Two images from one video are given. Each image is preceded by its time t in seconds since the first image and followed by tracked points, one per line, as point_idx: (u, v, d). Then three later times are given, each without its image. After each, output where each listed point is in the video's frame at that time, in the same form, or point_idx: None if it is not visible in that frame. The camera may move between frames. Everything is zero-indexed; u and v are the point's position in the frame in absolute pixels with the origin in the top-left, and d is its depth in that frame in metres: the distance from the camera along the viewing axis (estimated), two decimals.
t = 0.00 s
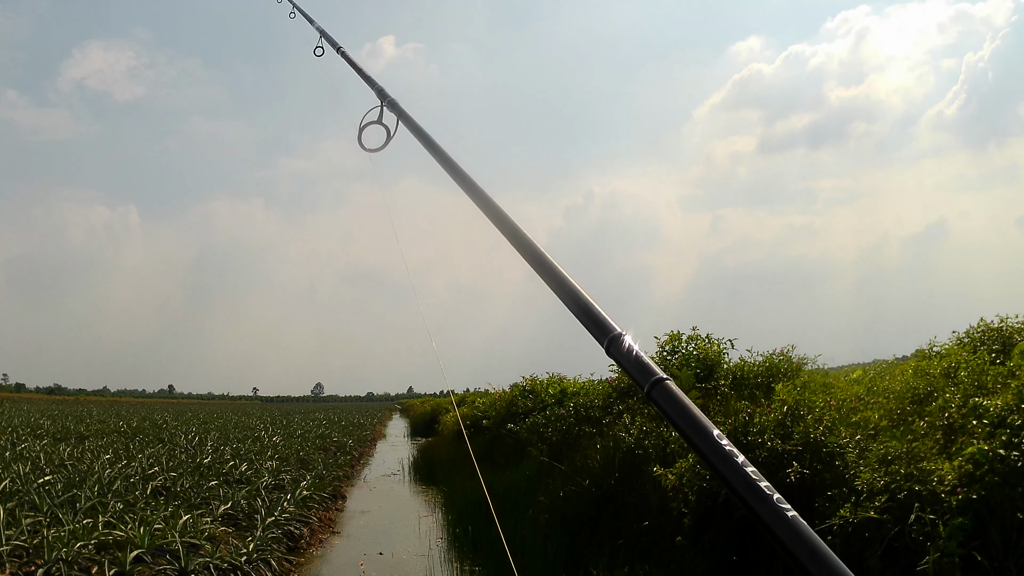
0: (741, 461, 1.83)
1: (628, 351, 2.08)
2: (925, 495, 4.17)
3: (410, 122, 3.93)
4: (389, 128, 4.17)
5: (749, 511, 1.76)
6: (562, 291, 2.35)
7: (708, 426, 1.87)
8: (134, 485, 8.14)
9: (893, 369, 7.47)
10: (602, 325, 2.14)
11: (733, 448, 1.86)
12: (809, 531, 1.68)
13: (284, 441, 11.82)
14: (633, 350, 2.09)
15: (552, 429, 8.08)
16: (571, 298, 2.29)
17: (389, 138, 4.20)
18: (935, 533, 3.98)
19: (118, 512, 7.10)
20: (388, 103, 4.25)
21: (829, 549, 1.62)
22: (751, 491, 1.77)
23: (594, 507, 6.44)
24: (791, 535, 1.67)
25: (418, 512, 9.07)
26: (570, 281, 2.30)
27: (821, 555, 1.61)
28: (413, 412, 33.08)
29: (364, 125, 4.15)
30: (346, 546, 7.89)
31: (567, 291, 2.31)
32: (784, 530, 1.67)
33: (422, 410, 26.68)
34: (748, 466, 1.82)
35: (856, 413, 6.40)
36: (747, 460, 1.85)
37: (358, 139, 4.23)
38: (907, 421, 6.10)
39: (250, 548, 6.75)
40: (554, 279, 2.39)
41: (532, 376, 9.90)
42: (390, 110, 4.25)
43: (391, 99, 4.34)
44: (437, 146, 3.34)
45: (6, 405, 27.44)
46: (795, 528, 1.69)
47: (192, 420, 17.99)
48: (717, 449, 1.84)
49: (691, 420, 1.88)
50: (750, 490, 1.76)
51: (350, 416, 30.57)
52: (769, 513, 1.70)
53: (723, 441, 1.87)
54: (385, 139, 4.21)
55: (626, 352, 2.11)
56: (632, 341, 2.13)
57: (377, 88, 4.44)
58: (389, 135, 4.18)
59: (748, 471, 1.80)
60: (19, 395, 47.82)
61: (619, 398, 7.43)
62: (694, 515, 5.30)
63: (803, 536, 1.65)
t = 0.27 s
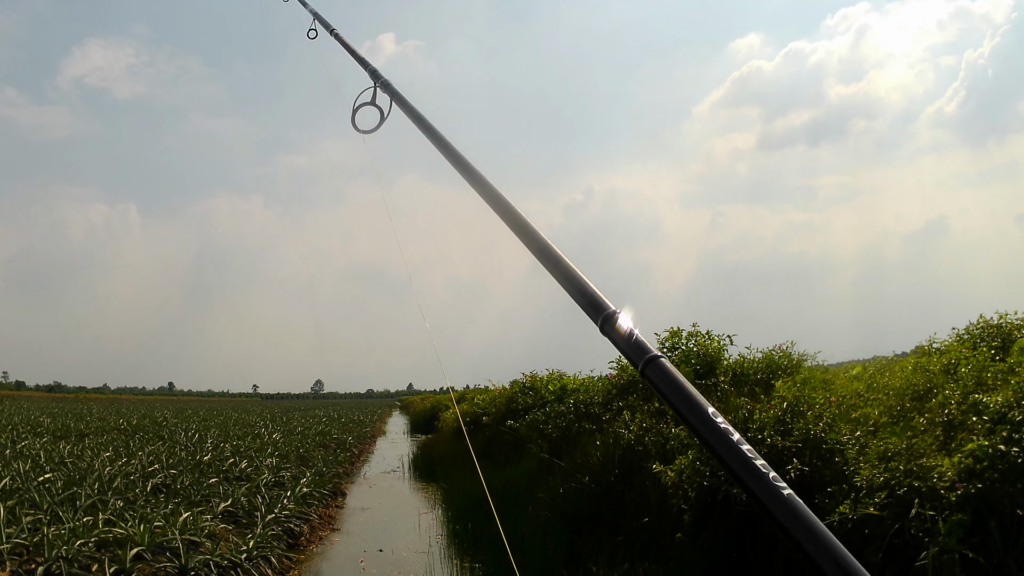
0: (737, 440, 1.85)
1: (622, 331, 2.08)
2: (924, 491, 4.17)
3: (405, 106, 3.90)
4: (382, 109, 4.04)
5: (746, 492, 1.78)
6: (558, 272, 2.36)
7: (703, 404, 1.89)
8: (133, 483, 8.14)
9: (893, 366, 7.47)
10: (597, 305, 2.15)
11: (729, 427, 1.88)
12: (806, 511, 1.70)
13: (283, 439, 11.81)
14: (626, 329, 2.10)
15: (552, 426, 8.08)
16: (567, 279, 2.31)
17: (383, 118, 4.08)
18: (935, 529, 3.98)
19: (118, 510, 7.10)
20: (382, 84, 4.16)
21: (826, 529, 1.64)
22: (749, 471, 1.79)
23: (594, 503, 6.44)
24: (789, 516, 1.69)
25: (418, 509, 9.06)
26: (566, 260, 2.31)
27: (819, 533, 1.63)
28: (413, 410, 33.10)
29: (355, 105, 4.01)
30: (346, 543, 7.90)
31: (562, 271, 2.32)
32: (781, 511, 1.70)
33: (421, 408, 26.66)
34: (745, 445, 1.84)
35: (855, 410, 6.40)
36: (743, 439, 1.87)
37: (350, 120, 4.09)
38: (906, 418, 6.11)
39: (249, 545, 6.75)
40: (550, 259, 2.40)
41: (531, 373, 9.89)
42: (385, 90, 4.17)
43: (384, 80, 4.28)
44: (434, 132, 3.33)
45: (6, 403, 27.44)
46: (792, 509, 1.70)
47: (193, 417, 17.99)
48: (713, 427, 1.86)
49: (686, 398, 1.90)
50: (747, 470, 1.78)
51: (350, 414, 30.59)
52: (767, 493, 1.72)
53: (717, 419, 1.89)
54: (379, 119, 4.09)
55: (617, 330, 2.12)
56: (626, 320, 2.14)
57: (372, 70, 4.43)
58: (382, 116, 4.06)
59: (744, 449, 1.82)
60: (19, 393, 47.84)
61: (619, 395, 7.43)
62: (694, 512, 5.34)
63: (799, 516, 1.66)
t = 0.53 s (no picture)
0: (735, 418, 1.93)
1: (623, 313, 2.16)
2: (924, 491, 4.17)
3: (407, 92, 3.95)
4: (379, 90, 4.69)
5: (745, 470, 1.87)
6: (561, 256, 2.43)
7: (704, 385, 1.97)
8: (133, 481, 8.14)
9: (892, 365, 7.47)
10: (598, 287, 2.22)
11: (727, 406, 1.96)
12: (803, 488, 1.78)
13: (283, 438, 11.82)
14: (627, 311, 2.16)
15: (551, 425, 8.08)
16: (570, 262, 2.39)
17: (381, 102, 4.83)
18: (935, 528, 3.97)
19: (118, 508, 7.10)
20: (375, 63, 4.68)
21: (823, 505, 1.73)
22: (748, 450, 1.88)
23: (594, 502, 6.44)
24: (785, 492, 1.78)
25: (417, 508, 9.07)
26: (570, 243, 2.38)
27: (815, 511, 1.72)
28: (412, 408, 33.13)
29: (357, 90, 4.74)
30: (345, 542, 7.90)
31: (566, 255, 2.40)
32: (778, 487, 1.79)
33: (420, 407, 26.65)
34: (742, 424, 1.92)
35: (855, 409, 6.39)
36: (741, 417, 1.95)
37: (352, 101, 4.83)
38: (906, 417, 6.10)
39: (249, 543, 6.75)
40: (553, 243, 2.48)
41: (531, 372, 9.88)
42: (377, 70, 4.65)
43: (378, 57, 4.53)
44: (443, 121, 3.40)
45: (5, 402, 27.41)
46: (789, 487, 1.79)
47: (192, 415, 17.99)
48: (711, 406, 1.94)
49: (687, 379, 1.97)
50: (747, 450, 1.86)
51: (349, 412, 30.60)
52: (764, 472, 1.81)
53: (717, 399, 1.97)
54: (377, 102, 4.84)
55: (618, 312, 2.19)
56: (627, 300, 2.20)
57: (370, 50, 4.50)
58: (381, 97, 4.81)
59: (742, 428, 1.90)
60: (19, 392, 47.86)
61: (618, 394, 7.41)
62: (693, 511, 5.30)
63: (798, 495, 1.75)
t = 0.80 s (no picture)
0: (734, 409, 1.95)
1: (621, 304, 2.17)
2: (924, 496, 4.16)
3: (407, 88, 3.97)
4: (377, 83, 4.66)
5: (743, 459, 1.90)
6: (560, 248, 2.45)
7: (702, 375, 1.99)
8: (133, 489, 8.13)
9: (892, 370, 7.47)
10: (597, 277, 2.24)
11: (726, 397, 1.98)
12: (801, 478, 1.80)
13: (282, 445, 11.81)
14: (625, 302, 2.17)
15: (551, 431, 8.08)
16: (568, 253, 2.40)
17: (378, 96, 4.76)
18: (935, 534, 3.97)
19: (117, 516, 7.09)
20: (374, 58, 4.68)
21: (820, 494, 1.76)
22: (746, 440, 1.90)
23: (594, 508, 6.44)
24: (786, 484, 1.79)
25: (417, 515, 9.06)
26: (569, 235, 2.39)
27: (812, 499, 1.75)
28: (412, 415, 33.09)
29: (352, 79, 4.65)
30: (345, 550, 7.89)
31: (564, 246, 2.42)
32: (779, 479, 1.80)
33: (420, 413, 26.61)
34: (742, 415, 1.94)
35: (854, 415, 6.37)
36: (739, 408, 1.97)
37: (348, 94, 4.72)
38: (905, 423, 6.11)
39: (248, 551, 6.74)
40: (552, 236, 2.49)
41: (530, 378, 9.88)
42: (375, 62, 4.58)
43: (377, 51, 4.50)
44: (441, 115, 3.41)
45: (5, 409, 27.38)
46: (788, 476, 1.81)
47: (193, 422, 17.98)
48: (710, 396, 1.95)
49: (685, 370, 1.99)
50: (745, 440, 1.89)
51: (349, 419, 30.56)
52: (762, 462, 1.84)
53: (715, 388, 1.99)
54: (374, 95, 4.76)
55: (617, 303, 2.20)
56: (625, 291, 2.22)
57: (366, 42, 4.53)
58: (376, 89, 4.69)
59: (741, 419, 1.92)
60: (18, 398, 47.81)
61: (617, 401, 7.40)
62: (693, 517, 5.27)
63: (796, 484, 1.77)
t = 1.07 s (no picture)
0: (733, 395, 1.96)
1: (620, 290, 2.18)
2: (924, 498, 4.17)
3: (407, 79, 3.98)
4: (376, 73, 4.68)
5: (741, 444, 1.91)
6: (558, 235, 2.46)
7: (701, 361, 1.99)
8: (132, 491, 8.13)
9: (892, 373, 7.47)
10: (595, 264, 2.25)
11: (725, 382, 1.99)
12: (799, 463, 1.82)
13: (282, 447, 11.81)
14: (624, 288, 2.18)
15: (550, 434, 8.08)
16: (567, 240, 2.42)
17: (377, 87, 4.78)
18: (935, 536, 3.97)
19: (117, 518, 7.09)
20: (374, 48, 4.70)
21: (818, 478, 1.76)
22: (744, 425, 1.91)
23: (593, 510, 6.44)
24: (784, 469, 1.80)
25: (417, 517, 9.07)
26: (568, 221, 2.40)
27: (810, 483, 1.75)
28: (412, 417, 33.09)
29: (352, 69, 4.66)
30: (345, 552, 7.89)
31: (563, 233, 2.43)
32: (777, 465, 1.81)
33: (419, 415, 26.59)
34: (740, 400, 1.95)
35: (854, 417, 6.36)
36: (738, 393, 1.98)
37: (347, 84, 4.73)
38: (905, 425, 6.11)
39: (248, 553, 6.73)
40: (552, 223, 2.50)
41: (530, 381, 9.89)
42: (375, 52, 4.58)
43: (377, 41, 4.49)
44: (441, 104, 3.42)
45: (4, 410, 27.35)
46: (786, 460, 1.82)
47: (192, 425, 17.97)
48: (709, 381, 1.96)
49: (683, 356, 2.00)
50: (743, 425, 1.90)
51: (348, 421, 30.54)
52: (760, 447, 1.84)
53: (714, 374, 2.00)
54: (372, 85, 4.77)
55: (616, 290, 2.21)
56: (623, 278, 2.22)
57: (367, 31, 4.55)
58: (375, 79, 4.70)
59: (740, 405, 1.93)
60: (17, 400, 47.82)
61: (617, 403, 7.40)
62: (692, 519, 5.28)
63: (795, 469, 1.78)
